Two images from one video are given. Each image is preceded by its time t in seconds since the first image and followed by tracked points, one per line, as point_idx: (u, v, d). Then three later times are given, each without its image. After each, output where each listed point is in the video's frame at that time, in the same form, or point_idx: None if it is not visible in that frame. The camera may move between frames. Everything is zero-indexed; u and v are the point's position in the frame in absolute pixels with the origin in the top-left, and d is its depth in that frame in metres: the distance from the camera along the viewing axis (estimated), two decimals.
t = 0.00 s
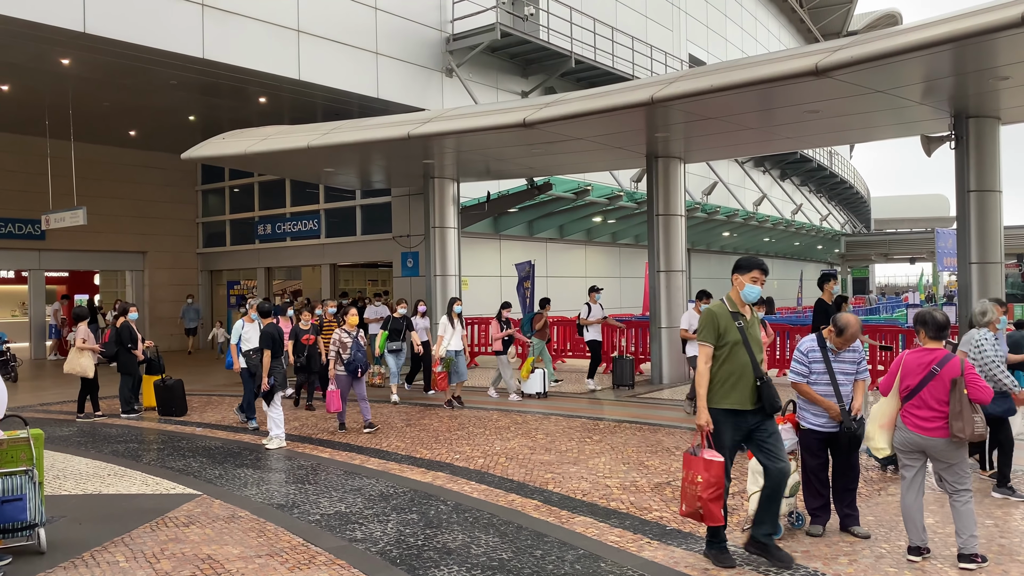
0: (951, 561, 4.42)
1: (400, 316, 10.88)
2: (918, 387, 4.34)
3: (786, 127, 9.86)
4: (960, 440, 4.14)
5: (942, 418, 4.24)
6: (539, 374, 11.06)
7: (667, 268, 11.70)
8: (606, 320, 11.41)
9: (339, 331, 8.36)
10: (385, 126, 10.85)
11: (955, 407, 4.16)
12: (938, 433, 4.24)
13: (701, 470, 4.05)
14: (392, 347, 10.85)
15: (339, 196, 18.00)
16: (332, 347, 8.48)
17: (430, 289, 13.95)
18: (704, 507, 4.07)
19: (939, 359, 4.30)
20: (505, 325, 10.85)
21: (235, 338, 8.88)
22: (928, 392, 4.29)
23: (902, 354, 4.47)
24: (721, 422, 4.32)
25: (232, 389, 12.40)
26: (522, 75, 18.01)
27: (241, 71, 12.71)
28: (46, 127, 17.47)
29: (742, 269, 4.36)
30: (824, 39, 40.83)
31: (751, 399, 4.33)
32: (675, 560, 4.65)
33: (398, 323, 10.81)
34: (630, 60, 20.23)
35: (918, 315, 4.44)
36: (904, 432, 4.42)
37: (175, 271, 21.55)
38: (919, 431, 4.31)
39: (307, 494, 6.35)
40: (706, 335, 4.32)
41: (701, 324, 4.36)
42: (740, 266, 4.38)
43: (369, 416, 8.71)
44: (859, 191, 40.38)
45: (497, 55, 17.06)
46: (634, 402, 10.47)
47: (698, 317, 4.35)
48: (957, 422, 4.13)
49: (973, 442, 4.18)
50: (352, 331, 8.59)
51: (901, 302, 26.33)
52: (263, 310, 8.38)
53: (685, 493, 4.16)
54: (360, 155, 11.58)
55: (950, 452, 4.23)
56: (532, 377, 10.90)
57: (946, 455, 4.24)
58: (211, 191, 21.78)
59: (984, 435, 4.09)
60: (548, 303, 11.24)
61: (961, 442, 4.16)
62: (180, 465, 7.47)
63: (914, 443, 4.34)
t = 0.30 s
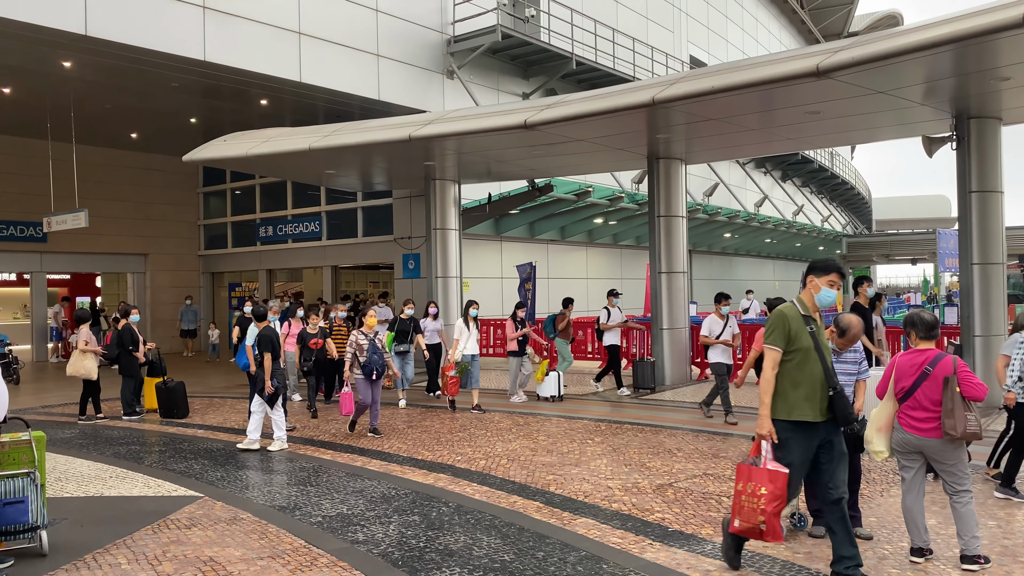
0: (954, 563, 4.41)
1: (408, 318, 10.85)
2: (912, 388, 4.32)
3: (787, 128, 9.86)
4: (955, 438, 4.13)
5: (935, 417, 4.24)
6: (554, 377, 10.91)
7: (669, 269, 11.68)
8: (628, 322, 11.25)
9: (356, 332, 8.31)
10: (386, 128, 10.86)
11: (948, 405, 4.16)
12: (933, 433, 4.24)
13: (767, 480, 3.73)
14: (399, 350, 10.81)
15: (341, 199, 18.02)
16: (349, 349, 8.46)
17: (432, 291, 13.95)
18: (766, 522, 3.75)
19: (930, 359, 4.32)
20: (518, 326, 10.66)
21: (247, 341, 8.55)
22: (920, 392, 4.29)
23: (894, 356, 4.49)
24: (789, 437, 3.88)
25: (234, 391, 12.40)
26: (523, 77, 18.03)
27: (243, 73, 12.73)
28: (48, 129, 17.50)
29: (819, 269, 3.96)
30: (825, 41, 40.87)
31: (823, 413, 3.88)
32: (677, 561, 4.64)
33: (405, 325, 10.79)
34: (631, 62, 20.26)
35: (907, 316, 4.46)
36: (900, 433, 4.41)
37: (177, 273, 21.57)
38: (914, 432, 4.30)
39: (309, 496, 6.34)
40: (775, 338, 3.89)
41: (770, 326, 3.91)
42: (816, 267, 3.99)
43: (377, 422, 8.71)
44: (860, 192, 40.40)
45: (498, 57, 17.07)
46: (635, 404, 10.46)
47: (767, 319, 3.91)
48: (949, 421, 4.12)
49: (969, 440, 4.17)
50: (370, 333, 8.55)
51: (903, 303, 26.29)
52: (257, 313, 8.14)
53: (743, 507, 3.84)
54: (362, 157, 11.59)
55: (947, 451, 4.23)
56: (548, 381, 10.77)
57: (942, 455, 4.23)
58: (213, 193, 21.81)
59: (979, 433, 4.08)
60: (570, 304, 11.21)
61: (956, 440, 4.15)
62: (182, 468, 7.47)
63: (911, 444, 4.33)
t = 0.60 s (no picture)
0: (957, 563, 4.41)
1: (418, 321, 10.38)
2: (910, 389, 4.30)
3: (788, 128, 9.85)
4: (958, 438, 4.08)
5: (936, 417, 4.16)
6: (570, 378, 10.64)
7: (670, 270, 11.68)
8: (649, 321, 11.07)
9: (370, 336, 8.21)
10: (388, 130, 10.87)
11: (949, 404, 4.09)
12: (934, 433, 4.16)
13: (838, 492, 3.53)
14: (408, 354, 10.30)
15: (342, 200, 18.03)
16: (364, 352, 8.40)
17: (433, 292, 13.95)
18: (845, 534, 3.53)
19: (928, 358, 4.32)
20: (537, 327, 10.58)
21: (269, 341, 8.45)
22: (921, 392, 4.23)
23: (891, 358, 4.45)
24: (861, 442, 3.63)
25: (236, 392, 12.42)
26: (525, 77, 18.05)
27: (244, 74, 12.74)
28: (49, 131, 17.52)
29: (882, 262, 3.75)
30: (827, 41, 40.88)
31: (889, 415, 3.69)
32: (679, 562, 4.64)
33: (415, 328, 10.38)
34: (632, 62, 20.28)
35: (902, 317, 4.48)
36: (900, 434, 4.38)
37: (179, 274, 21.59)
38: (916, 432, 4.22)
39: (311, 497, 6.35)
40: (839, 336, 3.68)
41: (832, 323, 3.70)
42: (879, 258, 3.77)
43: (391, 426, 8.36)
44: (862, 192, 40.39)
45: (499, 57, 17.08)
46: (637, 404, 10.44)
47: (830, 316, 3.69)
48: (952, 419, 4.05)
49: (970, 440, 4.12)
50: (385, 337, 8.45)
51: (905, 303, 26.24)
52: (246, 315, 8.01)
53: (818, 520, 3.63)
54: (363, 158, 11.59)
55: (949, 452, 4.20)
56: (563, 382, 10.54)
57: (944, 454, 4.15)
58: (215, 195, 21.84)
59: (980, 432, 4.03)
60: (593, 304, 11.09)
61: (958, 439, 4.09)
62: (185, 469, 7.47)
63: (911, 445, 4.31)
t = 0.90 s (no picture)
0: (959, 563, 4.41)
1: (427, 319, 10.29)
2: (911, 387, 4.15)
3: (790, 128, 9.85)
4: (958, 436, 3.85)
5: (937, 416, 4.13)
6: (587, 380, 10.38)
7: (672, 270, 11.70)
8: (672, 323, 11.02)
9: (382, 336, 8.05)
10: (390, 130, 10.87)
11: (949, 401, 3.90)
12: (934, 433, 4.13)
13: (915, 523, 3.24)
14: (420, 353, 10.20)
15: (344, 200, 18.04)
16: (375, 352, 8.20)
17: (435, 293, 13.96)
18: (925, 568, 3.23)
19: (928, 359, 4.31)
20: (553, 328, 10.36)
21: (285, 345, 8.41)
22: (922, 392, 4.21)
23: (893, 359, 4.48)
24: (950, 462, 3.30)
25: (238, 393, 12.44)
26: (526, 78, 18.05)
27: (246, 75, 12.74)
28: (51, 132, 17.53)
29: (960, 262, 3.35)
30: (829, 41, 40.85)
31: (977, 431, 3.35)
32: (681, 562, 4.64)
33: (426, 327, 10.28)
34: (633, 62, 20.28)
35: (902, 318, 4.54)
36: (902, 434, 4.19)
37: (180, 275, 21.62)
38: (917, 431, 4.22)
39: (313, 497, 6.35)
40: (916, 350, 3.34)
41: (907, 334, 3.37)
42: (953, 259, 3.39)
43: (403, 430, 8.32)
44: (863, 192, 40.37)
45: (501, 58, 17.10)
46: (639, 405, 10.45)
47: (904, 327, 3.36)
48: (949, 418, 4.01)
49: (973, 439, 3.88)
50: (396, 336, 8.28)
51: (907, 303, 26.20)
52: (237, 314, 8.03)
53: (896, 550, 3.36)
54: (365, 159, 11.60)
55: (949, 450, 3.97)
56: (580, 384, 10.24)
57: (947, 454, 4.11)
58: (217, 196, 21.86)
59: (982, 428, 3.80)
60: (619, 304, 11.06)
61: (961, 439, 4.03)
62: (187, 469, 7.48)
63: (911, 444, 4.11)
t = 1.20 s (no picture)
0: (961, 564, 4.40)
1: (438, 323, 9.52)
2: (912, 390, 4.32)
3: (791, 129, 9.84)
4: (956, 439, 4.09)
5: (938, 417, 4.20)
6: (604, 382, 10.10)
7: (673, 270, 11.69)
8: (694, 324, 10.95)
9: (395, 340, 7.67)
10: (391, 131, 10.87)
11: (947, 406, 4.10)
12: (935, 434, 4.20)
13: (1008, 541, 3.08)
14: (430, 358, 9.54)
15: (346, 201, 18.04)
16: (387, 356, 7.85)
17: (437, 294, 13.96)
18: None
19: (928, 360, 4.26)
20: (568, 329, 9.73)
21: (294, 345, 8.15)
22: (923, 394, 4.25)
23: (894, 360, 4.47)
24: None
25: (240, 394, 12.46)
26: (528, 78, 18.06)
27: (247, 76, 12.74)
28: (53, 133, 17.55)
29: None
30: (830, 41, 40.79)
31: None
32: (683, 563, 4.64)
33: (436, 330, 9.54)
34: (634, 63, 20.28)
35: (902, 318, 4.44)
36: (904, 435, 4.41)
37: (182, 276, 21.64)
38: (918, 431, 4.29)
39: (314, 498, 6.36)
40: (1006, 352, 3.44)
41: (995, 337, 3.49)
42: None
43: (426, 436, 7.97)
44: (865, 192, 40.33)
45: (502, 59, 17.10)
46: (641, 406, 10.44)
47: (990, 330, 3.48)
48: (949, 421, 4.08)
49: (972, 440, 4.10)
50: (411, 340, 7.86)
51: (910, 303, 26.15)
52: (233, 315, 8.04)
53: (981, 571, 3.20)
54: (366, 160, 11.60)
55: (951, 451, 4.19)
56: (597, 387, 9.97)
57: (946, 453, 4.18)
58: (218, 197, 21.88)
59: (980, 433, 3.99)
60: (644, 306, 11.35)
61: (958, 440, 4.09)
62: (189, 470, 7.49)
63: (914, 444, 4.34)
